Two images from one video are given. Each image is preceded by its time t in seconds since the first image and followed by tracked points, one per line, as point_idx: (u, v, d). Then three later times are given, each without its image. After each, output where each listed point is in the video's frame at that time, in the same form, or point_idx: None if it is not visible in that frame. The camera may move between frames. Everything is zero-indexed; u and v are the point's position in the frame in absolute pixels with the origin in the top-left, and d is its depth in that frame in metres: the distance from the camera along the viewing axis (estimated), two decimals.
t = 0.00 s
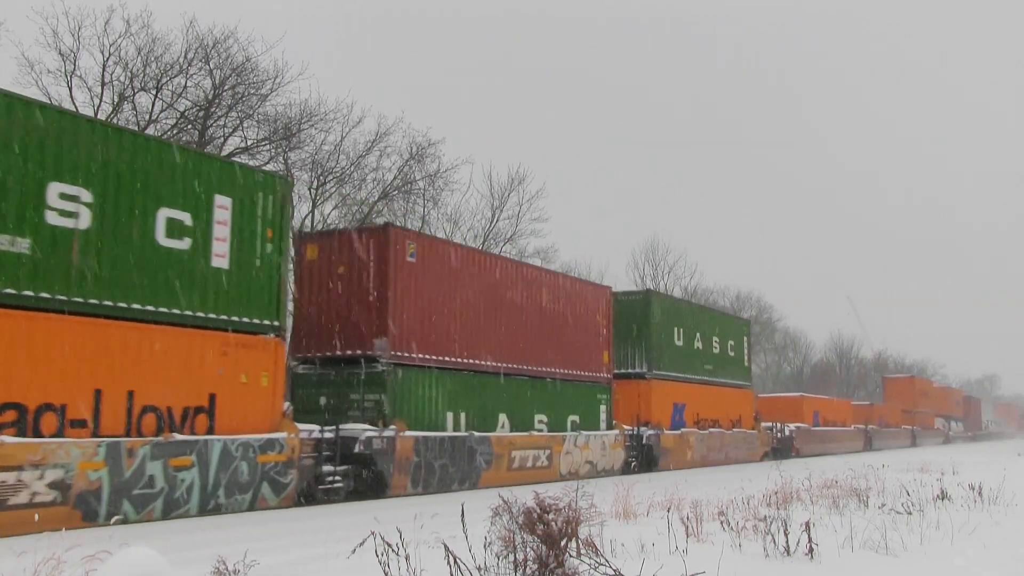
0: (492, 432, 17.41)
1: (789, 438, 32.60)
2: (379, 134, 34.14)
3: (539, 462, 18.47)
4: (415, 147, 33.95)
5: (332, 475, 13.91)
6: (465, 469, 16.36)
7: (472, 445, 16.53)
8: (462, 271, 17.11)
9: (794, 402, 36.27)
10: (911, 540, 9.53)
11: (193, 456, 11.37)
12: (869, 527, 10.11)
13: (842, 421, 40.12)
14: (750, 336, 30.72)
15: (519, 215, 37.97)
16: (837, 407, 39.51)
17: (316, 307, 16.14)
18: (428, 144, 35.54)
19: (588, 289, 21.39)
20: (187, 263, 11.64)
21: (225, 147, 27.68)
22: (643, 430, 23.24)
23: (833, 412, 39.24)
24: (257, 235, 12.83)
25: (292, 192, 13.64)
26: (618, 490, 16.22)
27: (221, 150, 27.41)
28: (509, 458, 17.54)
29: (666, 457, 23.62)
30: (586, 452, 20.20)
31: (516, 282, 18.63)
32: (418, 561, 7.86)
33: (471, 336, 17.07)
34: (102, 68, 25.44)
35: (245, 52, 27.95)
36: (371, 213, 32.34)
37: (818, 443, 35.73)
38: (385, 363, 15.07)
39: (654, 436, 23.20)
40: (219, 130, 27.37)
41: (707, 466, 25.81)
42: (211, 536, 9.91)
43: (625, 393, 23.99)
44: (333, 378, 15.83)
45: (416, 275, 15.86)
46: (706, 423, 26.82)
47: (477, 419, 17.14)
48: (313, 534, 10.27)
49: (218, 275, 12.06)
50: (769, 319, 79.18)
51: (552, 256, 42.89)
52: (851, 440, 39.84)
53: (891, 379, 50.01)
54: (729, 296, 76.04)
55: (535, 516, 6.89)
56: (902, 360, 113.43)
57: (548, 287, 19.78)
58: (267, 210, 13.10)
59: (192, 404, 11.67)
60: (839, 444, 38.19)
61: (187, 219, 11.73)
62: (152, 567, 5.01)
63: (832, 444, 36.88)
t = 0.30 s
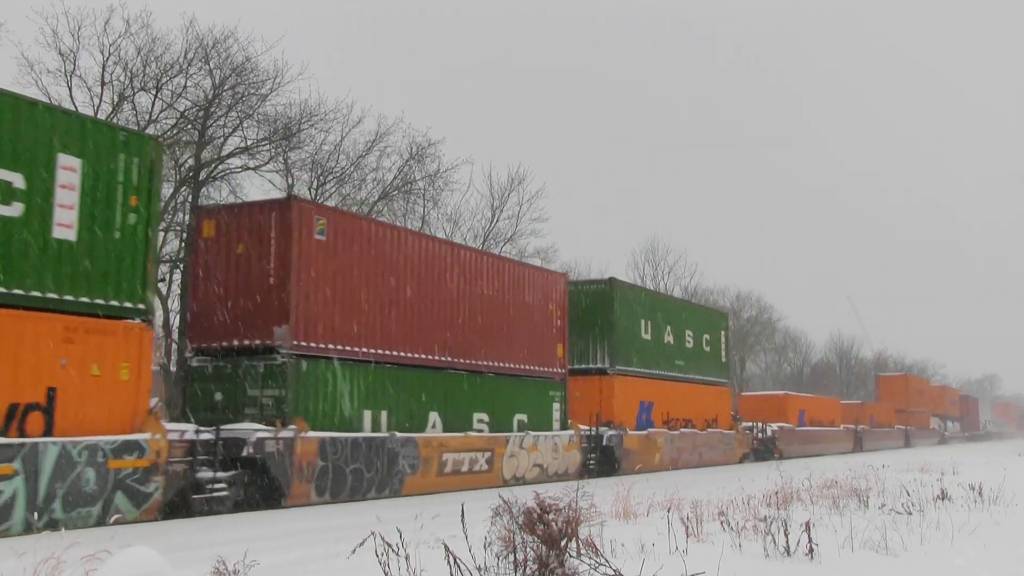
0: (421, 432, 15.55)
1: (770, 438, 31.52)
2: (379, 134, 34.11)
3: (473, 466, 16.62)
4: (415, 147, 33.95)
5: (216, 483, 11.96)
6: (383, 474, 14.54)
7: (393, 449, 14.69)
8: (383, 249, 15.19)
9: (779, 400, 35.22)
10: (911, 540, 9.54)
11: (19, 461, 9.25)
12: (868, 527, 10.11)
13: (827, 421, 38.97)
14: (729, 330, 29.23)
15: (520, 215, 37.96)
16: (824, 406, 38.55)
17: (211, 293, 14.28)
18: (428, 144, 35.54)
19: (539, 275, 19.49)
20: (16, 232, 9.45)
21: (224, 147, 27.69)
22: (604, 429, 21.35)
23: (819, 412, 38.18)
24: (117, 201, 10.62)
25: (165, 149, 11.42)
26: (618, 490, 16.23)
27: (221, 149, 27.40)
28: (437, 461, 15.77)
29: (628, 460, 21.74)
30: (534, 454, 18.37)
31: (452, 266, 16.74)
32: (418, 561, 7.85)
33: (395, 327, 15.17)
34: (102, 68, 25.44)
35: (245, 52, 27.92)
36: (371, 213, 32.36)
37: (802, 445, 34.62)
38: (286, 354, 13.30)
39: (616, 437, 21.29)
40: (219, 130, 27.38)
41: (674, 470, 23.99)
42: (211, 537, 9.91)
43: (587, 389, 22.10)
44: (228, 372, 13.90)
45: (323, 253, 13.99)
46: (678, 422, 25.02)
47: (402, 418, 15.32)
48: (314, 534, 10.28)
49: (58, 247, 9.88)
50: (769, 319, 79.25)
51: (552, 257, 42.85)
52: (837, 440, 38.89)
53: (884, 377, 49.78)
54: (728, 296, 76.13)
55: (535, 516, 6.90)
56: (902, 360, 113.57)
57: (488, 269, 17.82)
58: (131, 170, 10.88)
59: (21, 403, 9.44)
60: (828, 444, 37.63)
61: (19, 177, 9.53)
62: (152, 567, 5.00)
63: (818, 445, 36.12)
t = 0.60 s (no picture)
0: (327, 433, 14.03)
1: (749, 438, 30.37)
2: (379, 134, 34.11)
3: (391, 470, 14.89)
4: (415, 146, 33.93)
5: (56, 493, 10.25)
6: (279, 480, 12.87)
7: (292, 451, 13.09)
8: (281, 224, 13.53)
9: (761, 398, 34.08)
10: (911, 540, 9.54)
11: None
12: (868, 527, 10.11)
13: (811, 420, 37.68)
14: (704, 322, 27.66)
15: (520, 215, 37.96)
16: (809, 405, 37.38)
17: (74, 268, 12.61)
18: (428, 143, 35.56)
19: (480, 259, 17.83)
20: None
21: (224, 147, 27.67)
22: (557, 429, 19.55)
23: (803, 412, 36.96)
24: None
25: None
26: (618, 490, 16.23)
27: (221, 149, 27.38)
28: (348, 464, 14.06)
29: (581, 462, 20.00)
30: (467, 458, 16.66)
31: (370, 247, 15.09)
32: (418, 561, 7.86)
33: (293, 310, 13.56)
34: (102, 68, 25.45)
35: (246, 51, 27.94)
36: (371, 213, 32.38)
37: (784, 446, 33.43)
38: (155, 343, 11.64)
39: (570, 438, 19.51)
40: (218, 130, 27.38)
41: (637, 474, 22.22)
42: (211, 536, 9.93)
43: (541, 385, 20.27)
44: (91, 363, 12.23)
45: (201, 229, 12.32)
46: (643, 421, 23.29)
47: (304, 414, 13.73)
48: (313, 533, 10.29)
49: None
50: (769, 319, 79.27)
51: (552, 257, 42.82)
52: (823, 440, 37.77)
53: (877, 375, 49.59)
54: (728, 296, 76.15)
55: (535, 516, 6.92)
56: (902, 360, 113.68)
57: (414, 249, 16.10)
58: None
59: None
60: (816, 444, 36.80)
61: None
62: (152, 567, 5.01)
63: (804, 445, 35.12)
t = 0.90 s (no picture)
0: (208, 434, 11.87)
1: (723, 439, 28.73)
2: (378, 134, 34.11)
3: (285, 476, 12.63)
4: (416, 147, 33.92)
5: None
6: (139, 487, 10.63)
7: (157, 455, 10.88)
8: (153, 189, 11.34)
9: (739, 396, 32.42)
10: (911, 540, 9.53)
11: None
12: (869, 527, 10.11)
13: (792, 420, 35.93)
14: (673, 315, 25.62)
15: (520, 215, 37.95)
16: (789, 404, 35.75)
17: None
18: (428, 143, 35.57)
19: (405, 237, 15.68)
20: None
21: (224, 147, 27.65)
22: (500, 429, 17.34)
23: (784, 411, 35.30)
24: None
25: None
26: (618, 490, 16.22)
27: (221, 149, 27.36)
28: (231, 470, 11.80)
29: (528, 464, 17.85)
30: (384, 460, 14.47)
31: (267, 223, 12.98)
32: (418, 561, 7.86)
33: (165, 293, 11.41)
34: (102, 68, 25.44)
35: (245, 51, 27.94)
36: (371, 213, 32.37)
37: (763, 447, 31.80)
38: None
39: (516, 439, 17.36)
40: (218, 130, 27.38)
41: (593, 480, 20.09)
42: (212, 536, 9.92)
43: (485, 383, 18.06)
44: None
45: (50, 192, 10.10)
46: (604, 421, 21.12)
47: (178, 415, 11.57)
48: (313, 533, 10.28)
49: None
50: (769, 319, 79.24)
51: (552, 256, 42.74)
52: (805, 441, 36.15)
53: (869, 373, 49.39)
54: (728, 296, 76.11)
55: (535, 516, 6.92)
56: (903, 360, 113.70)
57: (322, 225, 13.93)
58: None
59: None
60: (800, 445, 35.39)
61: None
62: (152, 567, 5.01)
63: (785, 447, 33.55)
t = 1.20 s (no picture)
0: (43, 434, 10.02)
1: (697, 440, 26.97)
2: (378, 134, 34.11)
3: (145, 485, 10.65)
4: (415, 146, 33.92)
5: None
6: None
7: None
8: None
9: (716, 395, 30.67)
10: (911, 540, 9.53)
11: None
12: (869, 527, 10.11)
13: (774, 420, 34.17)
14: (640, 307, 23.94)
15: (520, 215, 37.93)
16: (772, 402, 34.06)
17: None
18: (428, 143, 35.57)
19: (316, 213, 14.13)
20: None
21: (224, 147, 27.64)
22: (430, 429, 15.63)
23: (765, 410, 33.58)
24: None
25: None
26: (618, 490, 16.22)
27: (221, 149, 27.35)
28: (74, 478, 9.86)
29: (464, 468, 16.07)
30: (281, 466, 12.56)
31: (141, 191, 11.30)
32: (418, 561, 7.86)
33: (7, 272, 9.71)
34: (103, 68, 25.44)
35: (245, 51, 27.95)
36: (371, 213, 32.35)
37: (742, 450, 30.04)
38: None
39: (449, 440, 15.64)
40: (218, 130, 27.38)
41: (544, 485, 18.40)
42: (211, 536, 9.92)
43: (420, 378, 16.48)
44: None
45: None
46: (558, 421, 19.43)
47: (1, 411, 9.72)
48: (313, 533, 10.27)
49: None
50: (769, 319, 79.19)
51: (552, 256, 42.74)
52: (788, 442, 34.44)
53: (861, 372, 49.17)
54: (729, 296, 76.09)
55: (535, 516, 6.91)
56: (903, 361, 113.69)
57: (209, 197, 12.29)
58: None
59: None
60: (783, 446, 33.76)
61: None
62: (152, 567, 5.01)
63: (767, 448, 31.85)
